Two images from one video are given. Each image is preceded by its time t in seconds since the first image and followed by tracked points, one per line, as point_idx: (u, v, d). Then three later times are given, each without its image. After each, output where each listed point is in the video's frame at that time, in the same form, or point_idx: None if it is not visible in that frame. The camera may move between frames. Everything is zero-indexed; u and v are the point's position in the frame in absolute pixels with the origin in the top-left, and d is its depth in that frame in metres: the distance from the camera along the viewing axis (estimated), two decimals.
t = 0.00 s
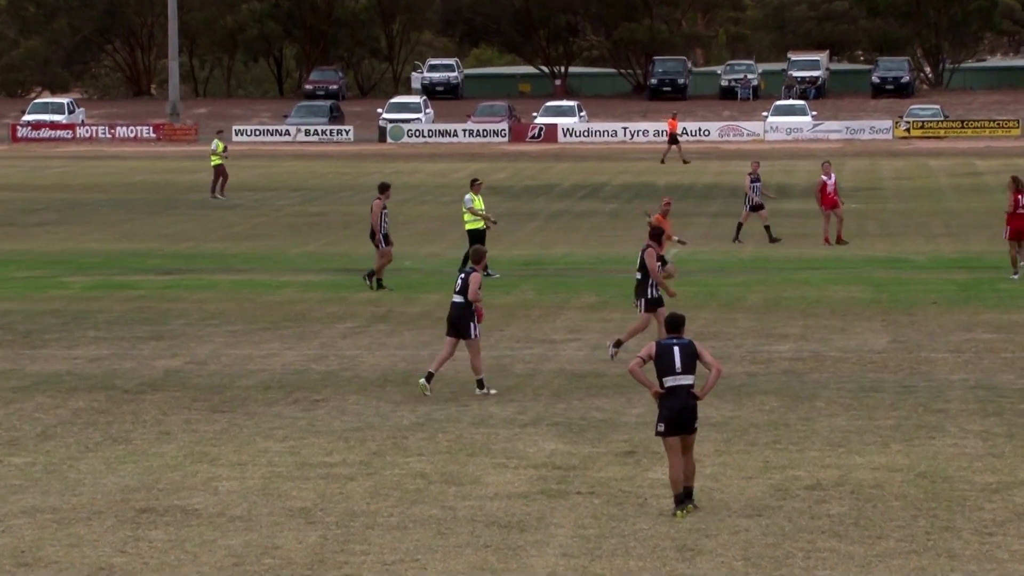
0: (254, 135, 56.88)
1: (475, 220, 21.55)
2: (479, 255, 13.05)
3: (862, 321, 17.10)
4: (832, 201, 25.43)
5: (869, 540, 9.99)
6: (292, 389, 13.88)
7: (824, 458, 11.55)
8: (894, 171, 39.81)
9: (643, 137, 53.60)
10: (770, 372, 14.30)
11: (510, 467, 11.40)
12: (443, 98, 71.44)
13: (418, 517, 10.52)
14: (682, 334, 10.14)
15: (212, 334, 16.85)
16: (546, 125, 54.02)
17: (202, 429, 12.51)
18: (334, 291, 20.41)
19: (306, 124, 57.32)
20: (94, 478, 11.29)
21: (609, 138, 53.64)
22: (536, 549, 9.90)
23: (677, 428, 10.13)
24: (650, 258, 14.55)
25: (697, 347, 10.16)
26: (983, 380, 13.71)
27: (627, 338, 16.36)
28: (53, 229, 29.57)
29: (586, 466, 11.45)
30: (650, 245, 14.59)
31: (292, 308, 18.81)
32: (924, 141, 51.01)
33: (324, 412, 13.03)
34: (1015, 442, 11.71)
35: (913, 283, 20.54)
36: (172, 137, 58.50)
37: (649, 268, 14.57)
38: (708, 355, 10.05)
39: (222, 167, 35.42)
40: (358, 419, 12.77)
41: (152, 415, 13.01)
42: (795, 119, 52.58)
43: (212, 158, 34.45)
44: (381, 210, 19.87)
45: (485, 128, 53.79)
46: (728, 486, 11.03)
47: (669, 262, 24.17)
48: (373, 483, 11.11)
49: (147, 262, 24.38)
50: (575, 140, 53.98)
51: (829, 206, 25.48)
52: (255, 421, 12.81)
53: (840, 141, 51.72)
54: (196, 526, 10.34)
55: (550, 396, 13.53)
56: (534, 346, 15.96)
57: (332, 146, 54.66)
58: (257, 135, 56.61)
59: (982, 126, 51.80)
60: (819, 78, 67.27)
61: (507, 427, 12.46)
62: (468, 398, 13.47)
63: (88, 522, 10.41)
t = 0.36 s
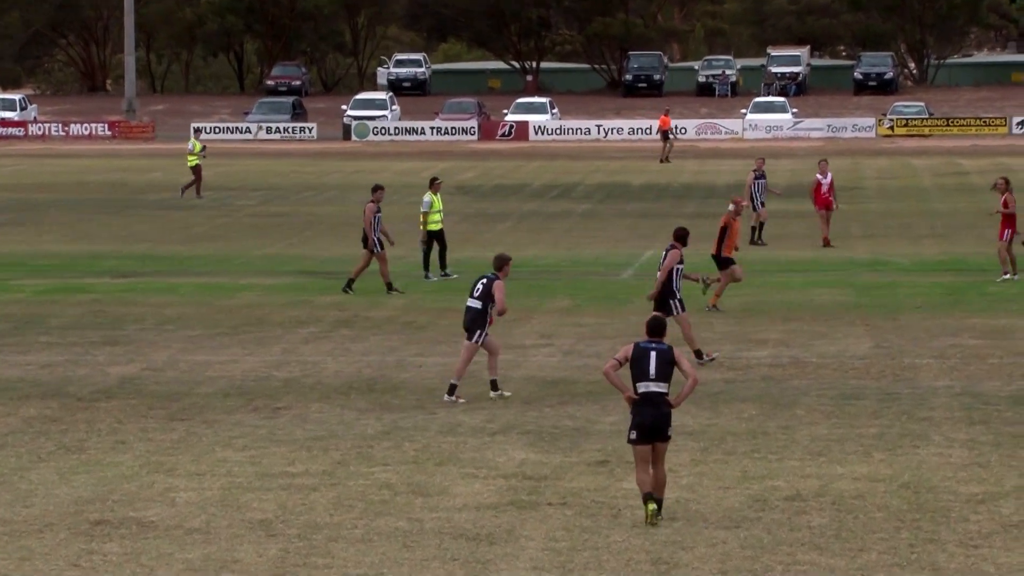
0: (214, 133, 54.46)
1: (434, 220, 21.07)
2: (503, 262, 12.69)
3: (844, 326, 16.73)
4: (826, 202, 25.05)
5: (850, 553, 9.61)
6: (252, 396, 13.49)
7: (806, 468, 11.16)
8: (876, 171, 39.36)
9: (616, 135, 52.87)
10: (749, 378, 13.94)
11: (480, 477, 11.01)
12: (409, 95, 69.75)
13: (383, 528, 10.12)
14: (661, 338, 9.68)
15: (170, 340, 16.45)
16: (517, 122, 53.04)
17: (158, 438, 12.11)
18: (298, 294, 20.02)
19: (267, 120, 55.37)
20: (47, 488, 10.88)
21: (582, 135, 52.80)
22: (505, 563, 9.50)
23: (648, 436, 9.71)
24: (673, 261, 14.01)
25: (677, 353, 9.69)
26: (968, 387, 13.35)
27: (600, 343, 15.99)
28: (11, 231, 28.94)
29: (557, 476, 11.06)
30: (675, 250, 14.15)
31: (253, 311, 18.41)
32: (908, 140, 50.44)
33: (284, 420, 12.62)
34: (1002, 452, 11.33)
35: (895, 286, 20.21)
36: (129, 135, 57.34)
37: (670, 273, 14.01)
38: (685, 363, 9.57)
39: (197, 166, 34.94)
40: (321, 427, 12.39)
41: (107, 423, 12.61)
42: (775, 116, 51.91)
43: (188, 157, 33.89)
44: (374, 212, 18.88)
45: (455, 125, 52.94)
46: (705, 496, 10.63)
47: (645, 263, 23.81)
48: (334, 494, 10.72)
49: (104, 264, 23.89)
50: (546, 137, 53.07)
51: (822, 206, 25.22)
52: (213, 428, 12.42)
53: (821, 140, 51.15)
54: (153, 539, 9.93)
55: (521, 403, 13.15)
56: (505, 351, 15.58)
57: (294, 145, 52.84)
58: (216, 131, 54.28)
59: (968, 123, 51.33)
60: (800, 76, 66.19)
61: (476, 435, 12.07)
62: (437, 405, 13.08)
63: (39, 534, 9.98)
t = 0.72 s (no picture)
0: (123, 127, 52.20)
1: (346, 217, 20.05)
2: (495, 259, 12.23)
3: (778, 328, 16.43)
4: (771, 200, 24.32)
5: (783, 561, 9.22)
6: (162, 404, 13.08)
7: (739, 476, 10.81)
8: (821, 165, 39.14)
9: (543, 130, 50.93)
10: (680, 383, 13.60)
11: (399, 487, 10.65)
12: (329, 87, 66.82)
13: (298, 540, 9.72)
14: (584, 339, 9.11)
15: (80, 345, 15.97)
16: (439, 117, 50.89)
17: (65, 446, 11.69)
18: (220, 296, 19.62)
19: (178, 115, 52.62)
20: None
21: (508, 131, 50.80)
22: None
23: (573, 441, 9.09)
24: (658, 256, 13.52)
25: (601, 354, 9.13)
26: (906, 392, 13.05)
27: (524, 347, 15.66)
28: None
29: (480, 485, 10.70)
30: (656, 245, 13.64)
31: (164, 315, 17.95)
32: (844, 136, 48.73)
33: (198, 428, 12.23)
34: (939, 456, 11.06)
35: (829, 286, 20.04)
36: (34, 130, 53.82)
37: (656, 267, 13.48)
38: (610, 361, 9.01)
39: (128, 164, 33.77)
40: (235, 434, 12.00)
41: (11, 432, 12.15)
42: (707, 111, 50.31)
43: (116, 154, 33.09)
44: (317, 207, 18.47)
45: (374, 120, 50.79)
46: (634, 505, 10.28)
47: (575, 264, 23.52)
48: (247, 505, 10.33)
49: (20, 267, 23.23)
50: (469, 133, 50.91)
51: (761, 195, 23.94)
52: (125, 436, 12.01)
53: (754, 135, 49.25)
54: (58, 551, 9.48)
55: (443, 409, 12.79)
56: (425, 356, 15.21)
57: (203, 141, 50.06)
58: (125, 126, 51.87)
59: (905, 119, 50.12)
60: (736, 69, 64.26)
61: (396, 442, 11.72)
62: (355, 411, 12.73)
63: None
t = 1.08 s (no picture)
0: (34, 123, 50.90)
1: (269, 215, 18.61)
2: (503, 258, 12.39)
3: (714, 332, 16.15)
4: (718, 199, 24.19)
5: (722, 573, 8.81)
6: (75, 410, 12.65)
7: (678, 486, 10.44)
8: (767, 162, 38.92)
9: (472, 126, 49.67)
10: (615, 389, 13.27)
11: (322, 497, 10.25)
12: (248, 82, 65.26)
13: (219, 552, 9.27)
14: (503, 340, 9.06)
15: None
16: (364, 112, 49.57)
17: None
18: (143, 299, 19.21)
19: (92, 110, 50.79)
20: None
21: (435, 128, 49.45)
22: None
23: (498, 442, 9.03)
24: (648, 262, 13.21)
25: (521, 354, 9.08)
26: (848, 398, 12.74)
27: (452, 351, 15.30)
28: None
29: (408, 494, 10.32)
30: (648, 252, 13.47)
31: (77, 319, 17.47)
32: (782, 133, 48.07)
33: (114, 436, 11.80)
34: (885, 466, 10.73)
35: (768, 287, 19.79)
36: None
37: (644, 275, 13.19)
38: (531, 362, 8.95)
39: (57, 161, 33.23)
40: (152, 443, 11.59)
41: None
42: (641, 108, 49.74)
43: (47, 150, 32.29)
44: (261, 205, 18.06)
45: (296, 116, 49.43)
46: (568, 516, 9.89)
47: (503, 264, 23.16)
48: (165, 516, 9.90)
49: None
50: (395, 129, 49.53)
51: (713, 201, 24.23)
52: (39, 445, 11.57)
53: (691, 132, 48.74)
54: None
55: (369, 416, 12.42)
56: (348, 360, 14.84)
57: (118, 137, 48.43)
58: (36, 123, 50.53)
59: (845, 116, 49.57)
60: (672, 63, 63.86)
61: (320, 451, 11.32)
62: (277, 418, 12.34)
63: None
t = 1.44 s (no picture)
0: None
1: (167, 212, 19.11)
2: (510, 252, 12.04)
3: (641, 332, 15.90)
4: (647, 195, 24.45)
5: None
6: None
7: (600, 492, 10.10)
8: (708, 157, 38.66)
9: (388, 119, 48.36)
10: (534, 393, 13.01)
11: (231, 505, 9.89)
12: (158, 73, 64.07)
13: (121, 562, 8.82)
14: (423, 340, 8.70)
15: None
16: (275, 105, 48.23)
17: None
18: (58, 299, 18.79)
19: None
20: None
21: (347, 121, 48.26)
22: None
23: (412, 444, 8.64)
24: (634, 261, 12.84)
25: (441, 355, 8.72)
26: (778, 400, 12.50)
27: (368, 352, 14.97)
28: None
29: (321, 502, 9.96)
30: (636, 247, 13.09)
31: None
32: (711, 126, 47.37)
33: (17, 442, 11.40)
34: (816, 470, 10.44)
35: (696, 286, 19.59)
36: None
37: (630, 276, 12.86)
38: (448, 363, 8.58)
39: None
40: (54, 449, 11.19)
41: None
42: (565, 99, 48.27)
43: None
44: (190, 205, 18.03)
45: (204, 108, 48.21)
46: (487, 524, 9.53)
47: (422, 263, 22.79)
48: (67, 525, 9.50)
49: None
50: (306, 122, 48.27)
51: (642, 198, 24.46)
52: None
53: (615, 125, 47.53)
54: None
55: (280, 420, 12.09)
56: (259, 363, 14.50)
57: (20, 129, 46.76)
58: None
59: (774, 108, 48.55)
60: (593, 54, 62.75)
61: (230, 457, 10.98)
62: (187, 423, 11.99)
63: None
